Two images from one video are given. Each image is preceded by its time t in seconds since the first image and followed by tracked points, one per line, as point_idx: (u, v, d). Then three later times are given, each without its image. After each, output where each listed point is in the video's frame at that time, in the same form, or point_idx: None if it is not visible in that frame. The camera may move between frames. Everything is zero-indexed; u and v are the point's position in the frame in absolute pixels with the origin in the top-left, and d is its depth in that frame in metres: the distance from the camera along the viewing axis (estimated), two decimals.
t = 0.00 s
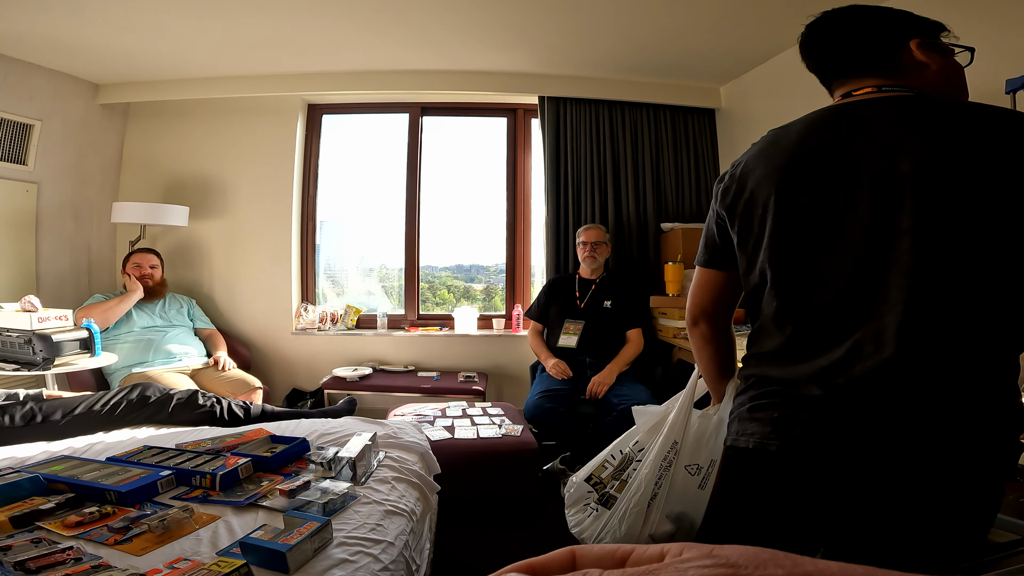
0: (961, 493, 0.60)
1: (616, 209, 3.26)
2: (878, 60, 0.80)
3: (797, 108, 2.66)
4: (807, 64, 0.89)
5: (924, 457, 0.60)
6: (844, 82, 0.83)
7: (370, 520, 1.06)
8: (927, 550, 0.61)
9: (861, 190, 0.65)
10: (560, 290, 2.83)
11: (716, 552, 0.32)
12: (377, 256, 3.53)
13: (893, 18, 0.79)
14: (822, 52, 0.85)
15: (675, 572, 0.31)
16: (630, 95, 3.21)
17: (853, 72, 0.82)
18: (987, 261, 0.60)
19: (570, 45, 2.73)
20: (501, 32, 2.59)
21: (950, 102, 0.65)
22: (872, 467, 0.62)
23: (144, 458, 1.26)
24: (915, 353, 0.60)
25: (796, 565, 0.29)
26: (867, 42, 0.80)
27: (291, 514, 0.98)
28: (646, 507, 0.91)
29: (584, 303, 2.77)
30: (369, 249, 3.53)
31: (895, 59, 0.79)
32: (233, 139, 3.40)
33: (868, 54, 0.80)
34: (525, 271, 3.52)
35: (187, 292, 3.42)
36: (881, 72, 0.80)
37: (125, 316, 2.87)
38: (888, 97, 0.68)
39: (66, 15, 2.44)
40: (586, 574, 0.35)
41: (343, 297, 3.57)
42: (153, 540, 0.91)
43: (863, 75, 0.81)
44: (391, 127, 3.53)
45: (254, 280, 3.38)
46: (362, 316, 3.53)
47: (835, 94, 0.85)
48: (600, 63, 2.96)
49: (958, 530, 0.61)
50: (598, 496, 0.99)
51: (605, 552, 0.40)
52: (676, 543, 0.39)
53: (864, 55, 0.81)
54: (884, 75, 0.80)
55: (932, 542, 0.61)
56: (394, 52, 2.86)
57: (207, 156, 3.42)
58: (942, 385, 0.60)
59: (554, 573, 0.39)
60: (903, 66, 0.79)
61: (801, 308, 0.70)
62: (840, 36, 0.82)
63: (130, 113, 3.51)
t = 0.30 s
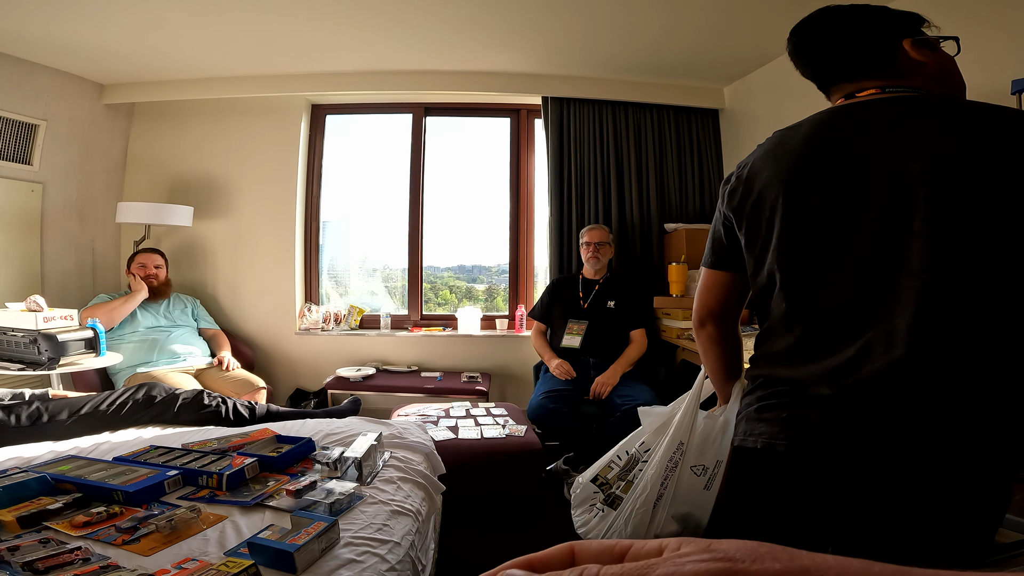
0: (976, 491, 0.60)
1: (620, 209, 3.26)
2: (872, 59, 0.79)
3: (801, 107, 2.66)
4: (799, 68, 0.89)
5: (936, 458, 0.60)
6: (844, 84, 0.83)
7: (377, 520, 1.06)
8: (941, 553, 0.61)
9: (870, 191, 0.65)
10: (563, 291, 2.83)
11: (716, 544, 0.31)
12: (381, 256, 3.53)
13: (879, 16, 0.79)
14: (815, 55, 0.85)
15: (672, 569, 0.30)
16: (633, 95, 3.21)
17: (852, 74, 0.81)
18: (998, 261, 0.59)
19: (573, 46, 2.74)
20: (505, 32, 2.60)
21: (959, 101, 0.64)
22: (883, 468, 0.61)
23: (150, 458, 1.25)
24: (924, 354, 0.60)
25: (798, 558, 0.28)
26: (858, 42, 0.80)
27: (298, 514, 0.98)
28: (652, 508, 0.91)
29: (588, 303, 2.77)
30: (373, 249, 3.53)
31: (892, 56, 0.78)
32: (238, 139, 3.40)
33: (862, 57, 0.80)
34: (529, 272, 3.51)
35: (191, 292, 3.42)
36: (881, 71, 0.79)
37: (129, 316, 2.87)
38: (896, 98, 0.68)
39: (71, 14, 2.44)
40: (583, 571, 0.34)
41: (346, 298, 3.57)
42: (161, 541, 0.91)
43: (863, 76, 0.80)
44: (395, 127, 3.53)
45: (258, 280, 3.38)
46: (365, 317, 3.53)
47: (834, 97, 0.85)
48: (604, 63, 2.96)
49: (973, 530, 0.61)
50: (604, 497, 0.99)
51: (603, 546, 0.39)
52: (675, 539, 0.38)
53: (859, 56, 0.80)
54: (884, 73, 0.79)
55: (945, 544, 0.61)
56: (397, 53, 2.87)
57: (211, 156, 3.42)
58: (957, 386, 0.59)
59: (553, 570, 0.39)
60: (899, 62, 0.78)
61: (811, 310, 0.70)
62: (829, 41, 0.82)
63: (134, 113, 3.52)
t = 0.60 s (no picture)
0: (985, 493, 0.60)
1: (623, 209, 3.25)
2: (875, 61, 0.79)
3: (803, 107, 2.66)
4: (800, 70, 0.89)
5: (945, 459, 0.60)
6: (847, 86, 0.82)
7: (382, 521, 1.06)
8: (949, 555, 0.60)
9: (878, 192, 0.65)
10: (566, 291, 2.83)
11: (708, 545, 0.31)
12: (383, 256, 3.53)
13: (877, 18, 0.79)
14: (815, 58, 0.84)
15: (664, 570, 0.30)
16: (636, 95, 3.20)
17: (854, 76, 0.81)
18: (1007, 261, 0.59)
19: (575, 46, 2.74)
20: (508, 33, 2.60)
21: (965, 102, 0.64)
22: (892, 469, 0.61)
23: (155, 458, 1.25)
24: (932, 355, 0.59)
25: (789, 559, 0.28)
26: (858, 44, 0.80)
27: (304, 515, 0.97)
28: (657, 508, 0.90)
29: (591, 303, 2.77)
30: (375, 249, 3.54)
31: (895, 55, 0.78)
32: (240, 139, 3.40)
33: (864, 59, 0.79)
34: (531, 272, 3.51)
35: (194, 292, 3.42)
36: (884, 72, 0.79)
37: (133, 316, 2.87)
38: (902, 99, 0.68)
39: (75, 15, 2.45)
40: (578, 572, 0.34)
41: (348, 298, 3.56)
42: (167, 541, 0.91)
43: (867, 78, 0.79)
44: (397, 128, 3.53)
45: (260, 280, 3.38)
46: (367, 317, 3.54)
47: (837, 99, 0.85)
48: (606, 64, 2.96)
49: (981, 533, 0.61)
50: (608, 497, 0.99)
51: (596, 547, 0.39)
52: (669, 540, 0.38)
53: (861, 57, 0.79)
54: (890, 73, 0.78)
55: (954, 547, 0.61)
56: (399, 53, 2.86)
57: (214, 157, 3.42)
58: (966, 388, 0.59)
59: (546, 571, 0.39)
60: (902, 62, 0.78)
61: (819, 311, 0.69)
62: (829, 43, 0.82)
63: (138, 113, 3.52)
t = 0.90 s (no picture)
0: (990, 494, 0.60)
1: (624, 210, 3.25)
2: (875, 62, 0.79)
3: (804, 107, 2.66)
4: (800, 71, 0.89)
5: (951, 460, 0.59)
6: (849, 87, 0.82)
7: (384, 522, 1.05)
8: (957, 557, 0.60)
9: (881, 193, 0.65)
10: (567, 292, 2.83)
11: (705, 549, 0.31)
12: (384, 256, 3.54)
13: (877, 18, 0.79)
14: (816, 59, 0.84)
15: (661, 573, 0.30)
16: (637, 96, 3.20)
17: (855, 77, 0.81)
18: (1012, 262, 0.59)
19: (576, 47, 2.74)
20: (509, 33, 2.60)
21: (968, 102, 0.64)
22: (897, 471, 0.61)
23: (157, 458, 1.25)
24: (937, 356, 0.59)
25: (786, 563, 0.28)
26: (857, 45, 0.80)
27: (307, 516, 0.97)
28: (661, 509, 0.90)
29: (592, 304, 2.77)
30: (376, 249, 3.54)
31: (896, 56, 0.78)
32: (242, 140, 3.40)
33: (864, 60, 0.79)
34: (532, 273, 3.51)
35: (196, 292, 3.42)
36: (884, 73, 0.78)
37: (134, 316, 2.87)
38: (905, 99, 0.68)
39: (77, 15, 2.45)
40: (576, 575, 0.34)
41: (349, 298, 3.57)
42: (169, 542, 0.91)
43: (868, 79, 0.79)
44: (399, 128, 3.53)
45: (261, 280, 3.38)
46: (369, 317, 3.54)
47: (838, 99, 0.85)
48: (607, 65, 2.96)
49: (987, 534, 0.60)
50: (611, 498, 0.99)
51: (594, 551, 0.39)
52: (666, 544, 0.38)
53: (861, 57, 0.79)
54: (891, 74, 0.78)
55: (961, 549, 0.60)
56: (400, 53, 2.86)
57: (216, 157, 3.42)
58: (971, 389, 0.59)
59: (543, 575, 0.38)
60: (903, 62, 0.77)
61: (823, 312, 0.69)
62: (829, 44, 0.82)
63: (139, 113, 3.52)
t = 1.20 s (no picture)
0: (994, 496, 0.59)
1: (624, 210, 3.25)
2: (876, 61, 0.79)
3: (804, 109, 2.66)
4: (800, 71, 0.89)
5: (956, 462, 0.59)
6: (850, 87, 0.82)
7: (384, 523, 1.05)
8: (960, 560, 0.60)
9: (885, 194, 0.65)
10: (567, 292, 2.83)
11: (706, 551, 0.31)
12: (384, 257, 3.53)
13: (879, 17, 0.79)
14: (816, 58, 0.84)
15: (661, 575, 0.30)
16: (637, 97, 3.20)
17: (856, 78, 0.81)
18: (1015, 263, 0.59)
19: (577, 48, 2.74)
20: (510, 34, 2.60)
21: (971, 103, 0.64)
22: (900, 472, 0.61)
23: (156, 459, 1.25)
24: (940, 358, 0.59)
25: (787, 564, 0.28)
26: (858, 45, 0.80)
27: (307, 518, 0.97)
28: (662, 512, 0.90)
29: (592, 305, 2.76)
30: (376, 250, 3.53)
31: (896, 55, 0.78)
32: (241, 141, 3.40)
33: (864, 60, 0.79)
34: (532, 274, 3.51)
35: (195, 292, 3.42)
36: (884, 73, 0.78)
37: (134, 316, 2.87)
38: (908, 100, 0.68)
39: (77, 15, 2.45)
40: None
41: (349, 299, 3.56)
42: (168, 544, 0.91)
43: (869, 80, 0.79)
44: (399, 128, 3.53)
45: (261, 281, 3.37)
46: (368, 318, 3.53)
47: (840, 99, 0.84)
48: (607, 65, 2.96)
49: (990, 536, 0.60)
50: (612, 501, 0.99)
51: (594, 553, 0.39)
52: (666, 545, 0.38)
53: (862, 57, 0.79)
54: (893, 74, 0.78)
55: (964, 551, 0.60)
56: (400, 54, 2.86)
57: (215, 157, 3.42)
58: (976, 390, 0.58)
59: None
60: (904, 62, 0.78)
61: (825, 314, 0.69)
62: (829, 44, 0.82)
63: (139, 113, 3.52)
